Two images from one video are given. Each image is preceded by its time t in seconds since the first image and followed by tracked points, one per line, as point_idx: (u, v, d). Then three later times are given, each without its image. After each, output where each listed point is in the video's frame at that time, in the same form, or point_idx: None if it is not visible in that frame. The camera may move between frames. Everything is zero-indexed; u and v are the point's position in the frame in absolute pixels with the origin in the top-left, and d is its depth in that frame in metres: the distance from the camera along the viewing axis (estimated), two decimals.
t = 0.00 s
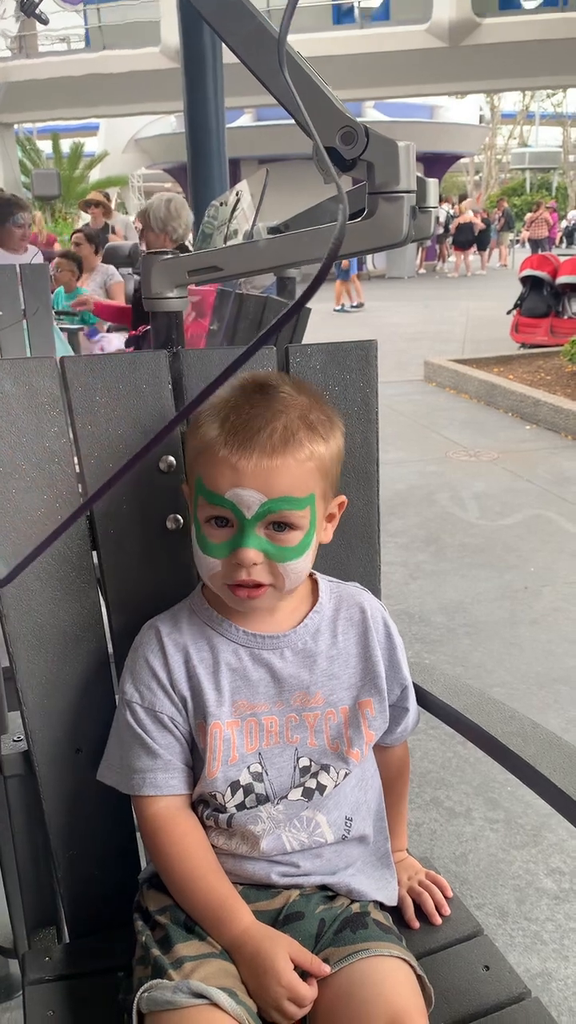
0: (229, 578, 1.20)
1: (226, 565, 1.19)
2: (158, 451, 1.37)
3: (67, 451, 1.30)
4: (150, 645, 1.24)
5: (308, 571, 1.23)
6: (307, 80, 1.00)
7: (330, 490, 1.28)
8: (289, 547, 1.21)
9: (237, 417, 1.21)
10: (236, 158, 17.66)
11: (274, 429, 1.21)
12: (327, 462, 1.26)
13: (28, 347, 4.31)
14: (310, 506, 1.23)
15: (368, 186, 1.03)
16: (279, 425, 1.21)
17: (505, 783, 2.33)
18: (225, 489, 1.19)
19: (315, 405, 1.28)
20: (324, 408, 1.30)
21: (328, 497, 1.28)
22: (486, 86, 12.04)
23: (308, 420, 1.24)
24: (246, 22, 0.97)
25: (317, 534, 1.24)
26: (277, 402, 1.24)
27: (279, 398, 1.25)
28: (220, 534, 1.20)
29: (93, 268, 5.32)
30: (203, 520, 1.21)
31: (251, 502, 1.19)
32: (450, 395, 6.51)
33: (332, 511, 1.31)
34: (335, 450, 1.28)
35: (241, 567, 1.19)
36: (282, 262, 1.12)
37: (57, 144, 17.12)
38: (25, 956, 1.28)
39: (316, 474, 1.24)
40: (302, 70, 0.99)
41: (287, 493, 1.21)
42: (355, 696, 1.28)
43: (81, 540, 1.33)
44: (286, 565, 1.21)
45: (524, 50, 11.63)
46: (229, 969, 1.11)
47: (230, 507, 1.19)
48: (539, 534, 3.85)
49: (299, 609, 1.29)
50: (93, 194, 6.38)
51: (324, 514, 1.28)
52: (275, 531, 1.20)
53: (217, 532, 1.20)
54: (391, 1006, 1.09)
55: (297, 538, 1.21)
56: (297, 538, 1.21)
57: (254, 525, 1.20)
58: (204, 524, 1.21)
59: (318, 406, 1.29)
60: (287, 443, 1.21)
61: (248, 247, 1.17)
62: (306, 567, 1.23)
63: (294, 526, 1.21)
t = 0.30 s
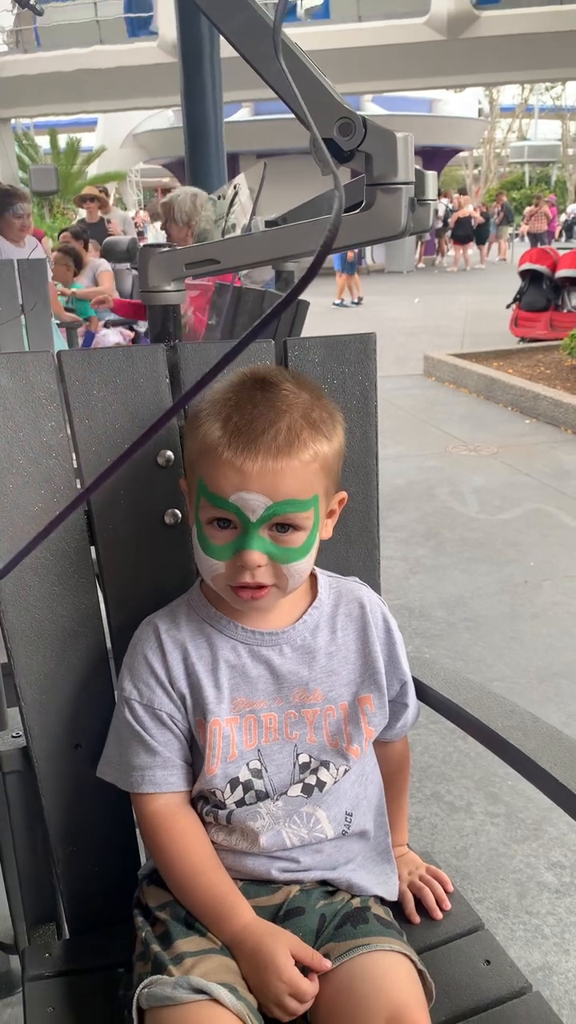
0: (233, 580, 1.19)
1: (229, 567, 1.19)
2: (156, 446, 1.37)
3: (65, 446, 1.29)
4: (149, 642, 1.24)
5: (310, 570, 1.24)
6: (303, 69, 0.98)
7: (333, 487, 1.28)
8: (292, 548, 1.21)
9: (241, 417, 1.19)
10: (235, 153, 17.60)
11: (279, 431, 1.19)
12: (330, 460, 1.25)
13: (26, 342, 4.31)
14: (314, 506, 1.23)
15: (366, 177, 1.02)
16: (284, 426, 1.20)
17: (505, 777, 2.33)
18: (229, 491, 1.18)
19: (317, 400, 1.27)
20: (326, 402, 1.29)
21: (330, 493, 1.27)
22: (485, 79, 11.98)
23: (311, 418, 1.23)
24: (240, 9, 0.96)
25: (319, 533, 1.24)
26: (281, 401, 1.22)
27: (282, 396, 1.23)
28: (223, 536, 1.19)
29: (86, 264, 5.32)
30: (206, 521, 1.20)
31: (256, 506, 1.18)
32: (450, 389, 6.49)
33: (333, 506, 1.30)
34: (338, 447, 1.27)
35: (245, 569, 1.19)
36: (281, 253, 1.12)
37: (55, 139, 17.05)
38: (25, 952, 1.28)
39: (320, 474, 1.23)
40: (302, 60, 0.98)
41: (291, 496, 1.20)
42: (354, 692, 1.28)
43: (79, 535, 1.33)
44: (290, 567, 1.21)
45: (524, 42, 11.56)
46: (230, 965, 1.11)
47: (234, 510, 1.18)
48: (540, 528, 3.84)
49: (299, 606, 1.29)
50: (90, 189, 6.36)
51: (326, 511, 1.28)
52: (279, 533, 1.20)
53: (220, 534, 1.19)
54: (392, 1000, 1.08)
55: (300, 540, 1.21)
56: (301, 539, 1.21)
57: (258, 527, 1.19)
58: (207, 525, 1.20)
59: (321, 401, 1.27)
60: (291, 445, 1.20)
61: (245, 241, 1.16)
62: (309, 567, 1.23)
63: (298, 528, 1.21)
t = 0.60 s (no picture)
0: (224, 562, 1.19)
1: (221, 548, 1.19)
2: (154, 439, 1.36)
3: (64, 440, 1.29)
4: (148, 636, 1.23)
5: (303, 559, 1.22)
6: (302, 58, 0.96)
7: (331, 478, 1.27)
8: (285, 534, 1.20)
9: (239, 400, 1.20)
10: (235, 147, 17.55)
11: (277, 414, 1.19)
12: (328, 450, 1.24)
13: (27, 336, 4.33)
14: (309, 493, 1.22)
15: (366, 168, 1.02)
16: (282, 410, 1.20)
17: (507, 771, 2.32)
18: (224, 472, 1.18)
19: (319, 392, 1.26)
20: (329, 396, 1.28)
21: (328, 485, 1.26)
22: (486, 71, 11.93)
23: (310, 406, 1.22)
24: None
25: (315, 523, 1.23)
26: (282, 388, 1.22)
27: (283, 384, 1.23)
28: (216, 516, 1.19)
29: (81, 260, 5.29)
30: (201, 502, 1.20)
31: (250, 488, 1.18)
32: (451, 383, 6.48)
33: (333, 500, 1.29)
34: (338, 438, 1.26)
35: (236, 551, 1.18)
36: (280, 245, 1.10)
37: (54, 133, 16.99)
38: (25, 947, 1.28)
39: (317, 461, 1.22)
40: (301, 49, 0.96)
41: (287, 480, 1.19)
42: (355, 685, 1.27)
43: (78, 529, 1.32)
44: (281, 552, 1.20)
45: (524, 34, 11.51)
46: (231, 960, 1.11)
47: (228, 492, 1.18)
48: (541, 522, 3.83)
49: (294, 602, 1.28)
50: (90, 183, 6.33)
51: (324, 503, 1.27)
52: (273, 517, 1.19)
53: (214, 515, 1.19)
54: (392, 995, 1.08)
55: (294, 526, 1.20)
56: (294, 525, 1.20)
57: (251, 510, 1.18)
58: (202, 506, 1.20)
59: (323, 394, 1.27)
60: (288, 430, 1.19)
61: (245, 232, 1.14)
62: (302, 555, 1.21)
63: (292, 514, 1.20)
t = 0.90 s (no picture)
0: (228, 557, 1.18)
1: (225, 544, 1.18)
2: (155, 435, 1.36)
3: (65, 436, 1.28)
4: (149, 632, 1.23)
5: (307, 554, 1.22)
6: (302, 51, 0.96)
7: (334, 473, 1.26)
8: (289, 530, 1.19)
9: (245, 394, 1.19)
10: (238, 142, 17.49)
11: (283, 409, 1.19)
12: (332, 446, 1.24)
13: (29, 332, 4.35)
14: (314, 489, 1.22)
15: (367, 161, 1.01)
16: (288, 405, 1.19)
17: (510, 765, 2.32)
18: (230, 467, 1.17)
19: (324, 387, 1.26)
20: (333, 391, 1.28)
21: (331, 480, 1.26)
22: (489, 64, 11.87)
23: (315, 402, 1.22)
24: None
25: (318, 518, 1.23)
26: (287, 383, 1.22)
27: (288, 378, 1.23)
28: (221, 512, 1.18)
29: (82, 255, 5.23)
30: (206, 497, 1.19)
31: (255, 483, 1.17)
32: (454, 377, 6.46)
33: (335, 495, 1.29)
34: (341, 434, 1.26)
35: (240, 547, 1.18)
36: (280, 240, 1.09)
37: (56, 128, 16.95)
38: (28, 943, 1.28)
39: (321, 457, 1.22)
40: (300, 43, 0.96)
41: (292, 475, 1.19)
42: (356, 681, 1.27)
43: (80, 525, 1.32)
44: (285, 548, 1.19)
45: (528, 26, 11.45)
46: (232, 956, 1.11)
47: (233, 487, 1.17)
48: (544, 517, 3.82)
49: (296, 598, 1.27)
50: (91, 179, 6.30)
51: (327, 498, 1.26)
52: (278, 513, 1.19)
53: (219, 509, 1.18)
54: (394, 991, 1.08)
55: (299, 521, 1.20)
56: (299, 521, 1.20)
57: (256, 505, 1.18)
58: (206, 501, 1.19)
59: (327, 389, 1.27)
60: (294, 425, 1.19)
61: (247, 225, 1.14)
62: (306, 551, 1.21)
63: (297, 509, 1.20)
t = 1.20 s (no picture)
0: (241, 544, 1.18)
1: (238, 531, 1.18)
2: (159, 434, 1.35)
3: (67, 435, 1.28)
4: (152, 630, 1.23)
5: (317, 543, 1.23)
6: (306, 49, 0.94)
7: (342, 465, 1.27)
8: (302, 517, 1.20)
9: (257, 383, 1.20)
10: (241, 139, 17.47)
11: (295, 397, 1.20)
12: (341, 437, 1.25)
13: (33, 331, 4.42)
14: (324, 478, 1.22)
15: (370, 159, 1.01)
16: (300, 393, 1.20)
17: (513, 763, 2.32)
18: (244, 454, 1.18)
19: (331, 381, 1.28)
20: (340, 386, 1.30)
21: (339, 472, 1.27)
22: (492, 61, 11.85)
23: (326, 392, 1.24)
24: None
25: (327, 508, 1.24)
26: (297, 373, 1.23)
27: (298, 370, 1.24)
28: (234, 499, 1.19)
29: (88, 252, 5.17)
30: (218, 486, 1.20)
31: (269, 469, 1.18)
32: (457, 374, 6.46)
33: (341, 489, 1.30)
34: (349, 427, 1.27)
35: (254, 533, 1.18)
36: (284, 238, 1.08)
37: (59, 125, 16.95)
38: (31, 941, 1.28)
39: (332, 446, 1.23)
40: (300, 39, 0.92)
41: (305, 462, 1.20)
42: (359, 678, 1.27)
43: (83, 524, 1.32)
44: (298, 535, 1.20)
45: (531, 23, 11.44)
46: (235, 953, 1.11)
47: (247, 474, 1.18)
48: (548, 515, 3.82)
49: (300, 594, 1.27)
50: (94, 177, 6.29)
51: (335, 490, 1.27)
52: (290, 500, 1.20)
53: (232, 497, 1.19)
54: (397, 990, 1.08)
55: (310, 509, 1.21)
56: (310, 508, 1.21)
57: (269, 492, 1.18)
58: (218, 489, 1.19)
59: (335, 383, 1.28)
60: (306, 412, 1.20)
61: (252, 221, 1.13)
62: (317, 539, 1.22)
63: (308, 497, 1.21)
